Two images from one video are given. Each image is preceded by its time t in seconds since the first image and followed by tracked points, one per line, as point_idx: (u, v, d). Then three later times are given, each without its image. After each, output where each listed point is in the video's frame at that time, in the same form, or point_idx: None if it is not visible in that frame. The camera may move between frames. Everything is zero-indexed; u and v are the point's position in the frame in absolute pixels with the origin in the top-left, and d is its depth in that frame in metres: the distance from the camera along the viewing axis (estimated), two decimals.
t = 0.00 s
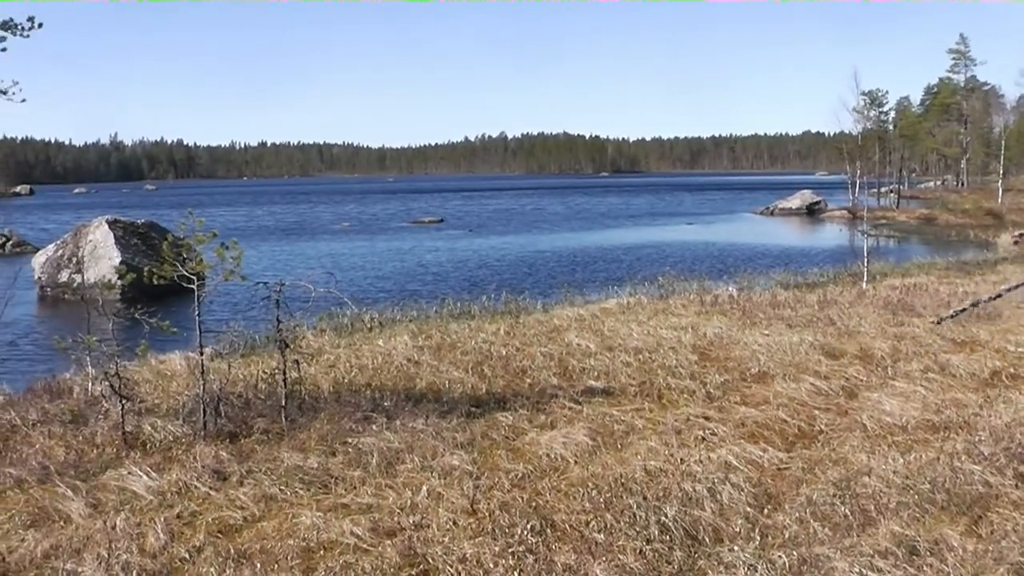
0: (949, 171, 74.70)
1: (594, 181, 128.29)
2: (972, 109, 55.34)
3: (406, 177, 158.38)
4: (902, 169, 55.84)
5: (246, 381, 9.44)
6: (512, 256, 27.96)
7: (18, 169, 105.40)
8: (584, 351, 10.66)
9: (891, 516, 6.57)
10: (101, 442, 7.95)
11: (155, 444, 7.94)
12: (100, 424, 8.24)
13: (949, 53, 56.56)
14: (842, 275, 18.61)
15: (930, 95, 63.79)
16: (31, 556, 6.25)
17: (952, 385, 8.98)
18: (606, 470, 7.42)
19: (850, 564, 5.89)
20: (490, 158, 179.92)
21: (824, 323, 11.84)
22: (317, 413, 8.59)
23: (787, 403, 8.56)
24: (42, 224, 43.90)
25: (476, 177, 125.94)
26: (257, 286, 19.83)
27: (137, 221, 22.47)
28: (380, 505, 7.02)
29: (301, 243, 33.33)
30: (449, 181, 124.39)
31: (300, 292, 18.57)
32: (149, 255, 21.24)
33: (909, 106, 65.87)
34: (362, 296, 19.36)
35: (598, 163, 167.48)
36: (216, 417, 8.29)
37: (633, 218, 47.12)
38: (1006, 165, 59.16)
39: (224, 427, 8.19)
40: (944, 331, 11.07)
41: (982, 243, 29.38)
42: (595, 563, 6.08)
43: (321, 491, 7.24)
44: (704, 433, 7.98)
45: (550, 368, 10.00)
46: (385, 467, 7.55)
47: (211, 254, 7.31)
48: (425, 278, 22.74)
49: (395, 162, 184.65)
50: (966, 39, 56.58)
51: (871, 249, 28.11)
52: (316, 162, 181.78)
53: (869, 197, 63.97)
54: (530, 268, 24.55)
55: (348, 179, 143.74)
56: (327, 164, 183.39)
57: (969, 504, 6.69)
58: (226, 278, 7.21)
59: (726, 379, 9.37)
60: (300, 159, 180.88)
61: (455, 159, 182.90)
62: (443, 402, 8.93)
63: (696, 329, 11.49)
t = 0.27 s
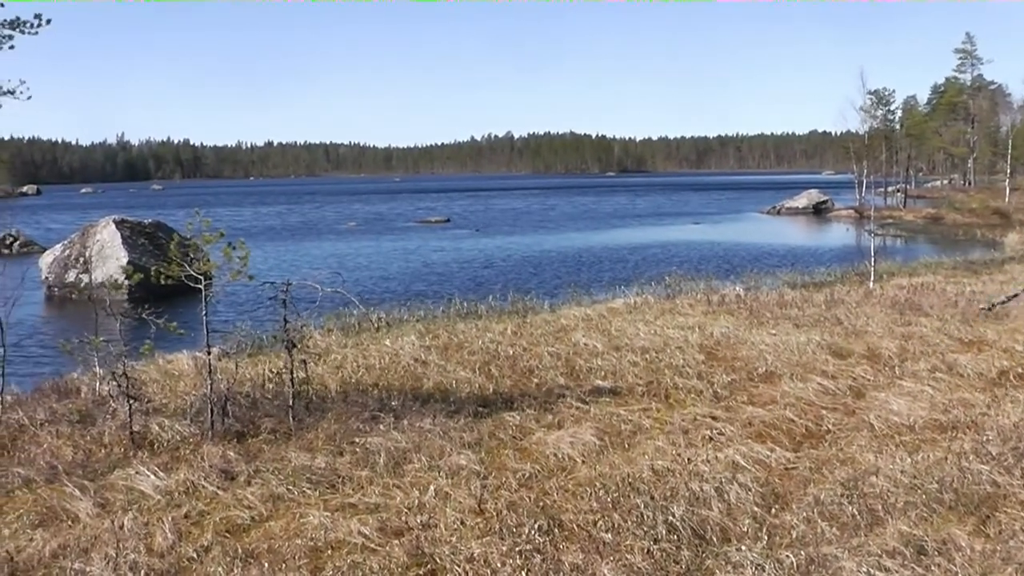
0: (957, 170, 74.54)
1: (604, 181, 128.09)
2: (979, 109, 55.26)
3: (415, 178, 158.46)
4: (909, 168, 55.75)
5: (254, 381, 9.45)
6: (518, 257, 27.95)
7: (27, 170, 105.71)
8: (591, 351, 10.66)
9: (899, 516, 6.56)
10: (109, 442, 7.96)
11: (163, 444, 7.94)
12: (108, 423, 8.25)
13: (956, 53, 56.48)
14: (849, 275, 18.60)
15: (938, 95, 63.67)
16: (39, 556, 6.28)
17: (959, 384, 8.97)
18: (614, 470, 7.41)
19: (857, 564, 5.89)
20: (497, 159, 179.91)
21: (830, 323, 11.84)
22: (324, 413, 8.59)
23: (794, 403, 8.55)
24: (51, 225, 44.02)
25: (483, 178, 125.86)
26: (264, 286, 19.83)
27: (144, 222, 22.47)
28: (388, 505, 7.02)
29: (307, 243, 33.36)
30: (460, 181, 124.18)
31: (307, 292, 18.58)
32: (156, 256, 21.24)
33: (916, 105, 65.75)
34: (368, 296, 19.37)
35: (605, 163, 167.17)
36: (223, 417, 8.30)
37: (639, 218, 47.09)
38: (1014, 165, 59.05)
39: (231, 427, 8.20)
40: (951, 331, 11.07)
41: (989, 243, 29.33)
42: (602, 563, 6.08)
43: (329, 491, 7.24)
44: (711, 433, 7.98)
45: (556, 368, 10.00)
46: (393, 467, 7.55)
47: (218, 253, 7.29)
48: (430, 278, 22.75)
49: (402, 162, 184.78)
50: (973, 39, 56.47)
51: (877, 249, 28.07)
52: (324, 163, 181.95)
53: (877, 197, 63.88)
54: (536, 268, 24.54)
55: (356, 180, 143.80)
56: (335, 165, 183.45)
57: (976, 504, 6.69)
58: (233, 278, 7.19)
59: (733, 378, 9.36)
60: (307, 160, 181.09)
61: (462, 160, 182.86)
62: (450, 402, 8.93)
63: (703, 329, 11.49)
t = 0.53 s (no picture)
0: (967, 171, 74.34)
1: (616, 181, 127.86)
2: (990, 110, 55.14)
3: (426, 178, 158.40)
4: (920, 169, 55.61)
5: (263, 380, 9.46)
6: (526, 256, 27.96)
7: (39, 169, 106.17)
8: (600, 351, 10.65)
9: (908, 518, 6.54)
10: (118, 440, 7.99)
11: (172, 442, 7.96)
12: (117, 422, 8.28)
13: (968, 54, 56.35)
14: (859, 277, 18.58)
15: (949, 96, 63.48)
16: (48, 554, 6.31)
17: (969, 387, 8.95)
18: (622, 471, 7.41)
19: (866, 566, 5.88)
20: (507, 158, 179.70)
21: (840, 325, 11.82)
22: (333, 412, 8.60)
23: (803, 405, 8.54)
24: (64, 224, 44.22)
25: (494, 178, 125.80)
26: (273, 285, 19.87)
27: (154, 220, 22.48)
28: (396, 505, 7.03)
29: (315, 242, 33.42)
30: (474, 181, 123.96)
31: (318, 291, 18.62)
32: (166, 254, 21.27)
33: (927, 106, 65.57)
34: (377, 295, 19.41)
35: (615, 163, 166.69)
36: (232, 416, 8.32)
37: (647, 218, 47.05)
38: None
39: (240, 426, 8.21)
40: (961, 333, 11.04)
41: (1000, 245, 29.27)
42: (610, 564, 6.08)
43: (337, 490, 7.25)
44: (720, 434, 7.97)
45: (565, 368, 10.00)
46: (402, 466, 7.56)
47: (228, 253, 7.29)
48: (437, 278, 22.77)
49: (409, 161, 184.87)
50: (985, 39, 56.31)
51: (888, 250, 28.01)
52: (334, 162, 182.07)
53: (887, 198, 63.74)
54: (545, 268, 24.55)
55: (368, 180, 143.92)
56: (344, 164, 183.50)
57: (986, 507, 6.67)
58: (243, 277, 7.18)
59: (742, 380, 9.35)
60: (317, 159, 181.24)
61: (472, 159, 182.69)
62: (459, 402, 8.94)
63: (712, 330, 11.48)
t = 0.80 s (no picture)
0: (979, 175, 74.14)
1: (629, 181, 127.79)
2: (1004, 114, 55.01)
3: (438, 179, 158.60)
4: (933, 173, 55.52)
5: (273, 378, 9.48)
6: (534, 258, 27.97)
7: (56, 169, 106.71)
8: (610, 353, 10.65)
9: (918, 523, 6.53)
10: (128, 437, 8.01)
11: (182, 439, 7.98)
12: (127, 419, 8.31)
13: (981, 57, 56.24)
14: (870, 279, 18.56)
15: (962, 100, 63.35)
16: (58, 549, 6.36)
17: (980, 392, 8.92)
18: (631, 473, 7.41)
19: (875, 570, 5.87)
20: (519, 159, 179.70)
21: (851, 328, 11.80)
22: (343, 411, 8.61)
23: (813, 408, 8.52)
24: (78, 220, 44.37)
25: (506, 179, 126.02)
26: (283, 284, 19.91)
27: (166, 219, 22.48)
28: (405, 504, 7.03)
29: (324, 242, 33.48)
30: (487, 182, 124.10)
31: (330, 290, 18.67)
32: (177, 252, 21.29)
33: (939, 109, 65.40)
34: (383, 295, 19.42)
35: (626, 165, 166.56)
36: (242, 414, 8.34)
37: (657, 220, 47.02)
38: None
39: (250, 423, 8.24)
40: (972, 337, 11.02)
41: (1012, 249, 29.21)
42: (619, 565, 6.08)
43: (347, 489, 7.26)
44: (730, 437, 7.96)
45: (575, 369, 10.00)
46: (411, 466, 7.56)
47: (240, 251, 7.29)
48: (445, 278, 22.80)
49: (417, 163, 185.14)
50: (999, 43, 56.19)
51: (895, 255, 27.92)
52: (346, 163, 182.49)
53: (899, 201, 63.63)
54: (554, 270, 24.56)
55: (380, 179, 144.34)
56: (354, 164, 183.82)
57: (997, 512, 6.65)
58: (254, 275, 7.17)
59: (752, 382, 9.34)
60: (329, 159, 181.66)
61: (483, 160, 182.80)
62: (469, 402, 8.94)
63: (722, 333, 11.46)
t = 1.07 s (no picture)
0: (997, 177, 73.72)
1: (650, 182, 127.11)
2: None
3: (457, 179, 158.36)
4: (952, 175, 55.31)
5: (291, 377, 9.49)
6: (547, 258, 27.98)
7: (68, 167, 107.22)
8: (628, 354, 10.64)
9: (937, 526, 6.51)
10: (147, 434, 8.03)
11: (200, 438, 8.00)
12: (146, 417, 8.32)
13: (1002, 59, 56.00)
14: (889, 282, 18.54)
15: (981, 101, 63.06)
16: (77, 547, 6.38)
17: (1000, 395, 8.89)
18: (649, 474, 7.40)
19: (894, 573, 5.86)
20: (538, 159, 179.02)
21: (869, 330, 11.78)
22: (361, 411, 8.62)
23: (832, 411, 8.51)
24: (98, 218, 44.59)
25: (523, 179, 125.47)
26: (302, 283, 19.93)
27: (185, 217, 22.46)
28: (423, 504, 7.04)
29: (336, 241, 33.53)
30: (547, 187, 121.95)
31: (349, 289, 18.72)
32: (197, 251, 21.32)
33: (959, 111, 64.99)
34: (402, 295, 19.42)
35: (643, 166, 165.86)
36: (261, 413, 8.35)
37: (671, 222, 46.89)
38: None
39: (268, 422, 8.25)
40: (991, 341, 10.98)
41: None
42: (637, 566, 6.07)
43: (365, 489, 7.27)
44: (748, 439, 7.95)
45: (593, 370, 10.00)
46: (429, 466, 7.56)
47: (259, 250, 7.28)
48: (458, 278, 22.81)
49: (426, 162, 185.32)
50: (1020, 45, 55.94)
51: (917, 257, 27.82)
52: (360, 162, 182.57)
53: (917, 203, 63.42)
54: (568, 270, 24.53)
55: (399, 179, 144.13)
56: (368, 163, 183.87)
57: (1016, 517, 6.62)
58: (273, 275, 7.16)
59: (771, 384, 9.33)
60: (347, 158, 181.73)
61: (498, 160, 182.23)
62: (487, 403, 8.94)
63: (740, 334, 11.45)
